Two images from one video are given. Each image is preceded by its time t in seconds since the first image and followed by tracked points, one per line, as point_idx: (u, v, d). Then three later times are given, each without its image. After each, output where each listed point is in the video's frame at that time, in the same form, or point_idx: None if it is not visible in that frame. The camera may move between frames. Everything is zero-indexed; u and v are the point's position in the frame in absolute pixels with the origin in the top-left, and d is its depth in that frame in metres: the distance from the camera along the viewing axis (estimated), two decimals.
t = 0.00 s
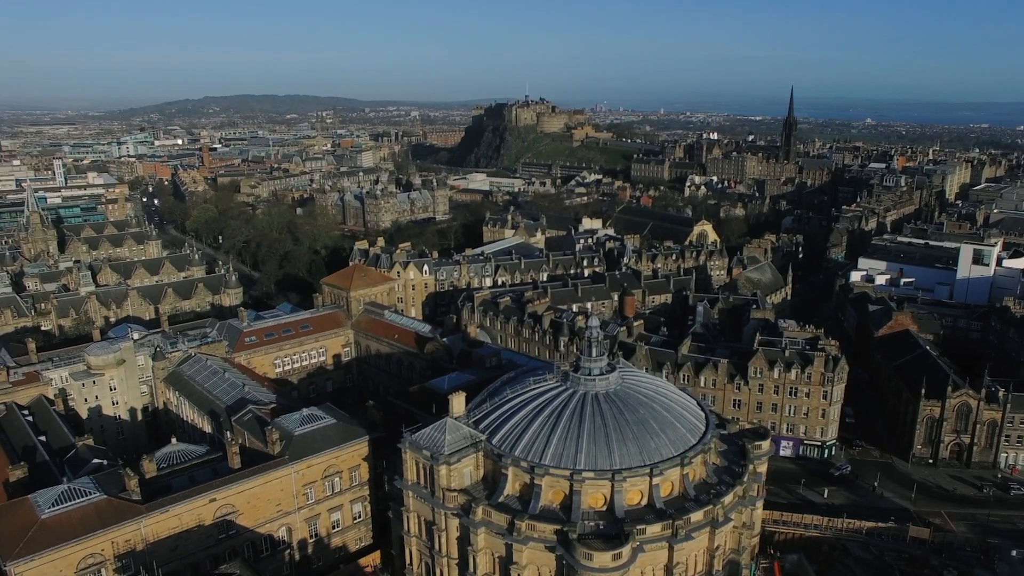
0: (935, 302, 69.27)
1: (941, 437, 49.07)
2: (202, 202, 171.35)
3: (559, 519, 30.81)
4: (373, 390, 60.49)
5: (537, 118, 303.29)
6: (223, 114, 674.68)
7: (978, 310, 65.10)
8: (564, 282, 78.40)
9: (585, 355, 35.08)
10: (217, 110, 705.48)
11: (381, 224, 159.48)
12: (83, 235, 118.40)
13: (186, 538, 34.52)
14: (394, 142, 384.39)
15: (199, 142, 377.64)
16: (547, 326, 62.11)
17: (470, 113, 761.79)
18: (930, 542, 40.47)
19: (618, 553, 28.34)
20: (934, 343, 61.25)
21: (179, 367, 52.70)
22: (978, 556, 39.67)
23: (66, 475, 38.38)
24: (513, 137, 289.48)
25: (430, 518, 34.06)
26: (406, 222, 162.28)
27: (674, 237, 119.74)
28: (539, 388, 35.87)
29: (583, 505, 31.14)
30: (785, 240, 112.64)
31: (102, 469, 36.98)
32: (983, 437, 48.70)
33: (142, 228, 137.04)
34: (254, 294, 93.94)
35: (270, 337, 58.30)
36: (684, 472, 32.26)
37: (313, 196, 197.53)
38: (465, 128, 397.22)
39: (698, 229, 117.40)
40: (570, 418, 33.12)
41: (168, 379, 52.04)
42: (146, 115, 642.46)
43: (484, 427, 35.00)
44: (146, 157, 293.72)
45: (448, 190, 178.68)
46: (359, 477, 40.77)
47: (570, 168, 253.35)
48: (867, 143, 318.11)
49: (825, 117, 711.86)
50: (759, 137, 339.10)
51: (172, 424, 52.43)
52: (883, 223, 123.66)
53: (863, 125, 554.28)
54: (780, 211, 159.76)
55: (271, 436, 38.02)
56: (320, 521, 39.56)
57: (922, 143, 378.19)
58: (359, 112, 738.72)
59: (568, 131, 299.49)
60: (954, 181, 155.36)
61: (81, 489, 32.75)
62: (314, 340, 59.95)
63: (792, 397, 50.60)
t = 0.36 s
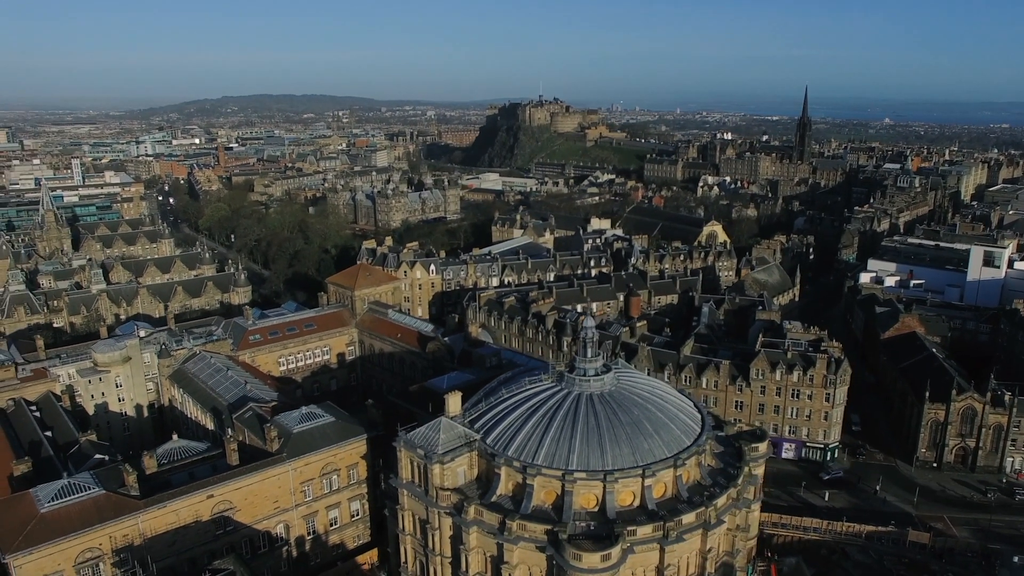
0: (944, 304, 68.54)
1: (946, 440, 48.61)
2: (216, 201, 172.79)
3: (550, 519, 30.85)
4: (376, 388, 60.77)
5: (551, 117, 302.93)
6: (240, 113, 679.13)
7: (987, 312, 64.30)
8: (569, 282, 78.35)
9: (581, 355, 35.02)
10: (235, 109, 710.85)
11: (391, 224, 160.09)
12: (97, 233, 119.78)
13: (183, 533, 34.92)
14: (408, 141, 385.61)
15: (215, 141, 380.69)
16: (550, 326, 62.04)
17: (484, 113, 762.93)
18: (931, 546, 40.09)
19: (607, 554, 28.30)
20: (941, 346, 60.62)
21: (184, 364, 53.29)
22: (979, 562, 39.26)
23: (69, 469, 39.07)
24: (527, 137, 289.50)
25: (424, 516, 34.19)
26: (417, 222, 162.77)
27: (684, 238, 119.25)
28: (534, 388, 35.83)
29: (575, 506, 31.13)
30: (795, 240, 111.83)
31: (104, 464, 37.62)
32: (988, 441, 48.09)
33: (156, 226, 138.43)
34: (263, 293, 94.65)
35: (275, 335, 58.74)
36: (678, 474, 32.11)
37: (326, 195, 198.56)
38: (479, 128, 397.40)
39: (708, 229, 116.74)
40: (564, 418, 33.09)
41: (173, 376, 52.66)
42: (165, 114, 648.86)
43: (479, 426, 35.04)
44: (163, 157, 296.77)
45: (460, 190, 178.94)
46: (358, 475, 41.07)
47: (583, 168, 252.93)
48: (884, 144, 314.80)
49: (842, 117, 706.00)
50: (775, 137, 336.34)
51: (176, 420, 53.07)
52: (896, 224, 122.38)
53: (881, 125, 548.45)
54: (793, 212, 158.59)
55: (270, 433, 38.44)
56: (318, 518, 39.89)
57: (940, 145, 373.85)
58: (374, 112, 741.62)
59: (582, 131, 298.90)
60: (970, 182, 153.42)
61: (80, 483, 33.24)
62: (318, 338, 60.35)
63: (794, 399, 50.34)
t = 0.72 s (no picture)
0: (949, 306, 67.91)
1: (946, 444, 48.20)
2: (227, 200, 173.89)
3: (538, 520, 30.89)
4: (377, 387, 61.04)
5: (562, 117, 302.43)
6: (254, 112, 683.10)
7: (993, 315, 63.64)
8: (572, 282, 78.31)
9: (573, 356, 35.00)
10: (249, 109, 714.48)
11: (400, 224, 160.56)
12: (108, 232, 120.88)
13: (177, 530, 35.24)
14: (420, 141, 386.38)
15: (229, 141, 383.17)
16: (550, 326, 62.06)
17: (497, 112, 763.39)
18: (927, 551, 39.77)
19: (593, 554, 28.29)
20: (945, 348, 60.10)
21: (186, 363, 53.78)
22: (976, 567, 38.92)
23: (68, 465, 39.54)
24: (538, 137, 289.54)
25: (415, 515, 34.31)
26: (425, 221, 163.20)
27: (691, 238, 118.79)
28: (526, 388, 35.88)
29: (563, 506, 31.14)
30: (803, 241, 111.15)
31: (102, 460, 38.06)
32: (989, 445, 47.64)
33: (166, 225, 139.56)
34: (270, 292, 95.22)
35: (276, 334, 59.10)
36: (667, 475, 32.03)
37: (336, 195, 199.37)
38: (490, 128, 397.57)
39: (715, 230, 116.27)
40: (555, 419, 33.10)
41: (175, 374, 53.15)
42: (180, 113, 654.13)
43: (471, 426, 35.13)
44: (177, 156, 299.18)
45: (469, 189, 179.14)
46: (352, 474, 41.29)
47: (593, 168, 252.41)
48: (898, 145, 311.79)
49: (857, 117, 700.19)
50: (787, 137, 334.12)
51: (177, 417, 53.58)
52: (906, 225, 121.28)
53: (896, 125, 543.41)
54: (803, 213, 157.63)
55: (265, 432, 38.73)
56: (313, 516, 40.16)
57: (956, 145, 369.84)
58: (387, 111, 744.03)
59: (593, 131, 298.13)
60: (982, 182, 151.73)
61: (76, 479, 33.60)
62: (320, 338, 60.70)
63: (793, 401, 50.07)
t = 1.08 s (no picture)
0: (951, 307, 67.38)
1: (943, 446, 47.88)
2: (233, 200, 174.64)
3: (524, 519, 30.91)
4: (374, 387, 61.25)
5: (570, 117, 301.89)
6: (264, 112, 685.97)
7: (995, 316, 63.13)
8: (572, 282, 78.28)
9: (562, 356, 34.94)
10: (260, 109, 715.75)
11: (404, 223, 160.87)
12: (114, 231, 121.59)
13: (168, 527, 35.47)
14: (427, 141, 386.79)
15: (238, 140, 384.76)
16: (547, 326, 62.04)
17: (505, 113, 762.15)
18: (921, 554, 39.52)
19: (577, 555, 28.27)
20: (945, 350, 59.70)
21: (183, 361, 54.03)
22: (969, 570, 38.65)
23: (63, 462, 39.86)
24: (546, 137, 289.39)
25: (403, 514, 34.39)
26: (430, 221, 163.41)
27: (694, 238, 118.39)
28: (515, 388, 35.86)
29: (550, 506, 31.18)
30: (806, 242, 110.69)
31: (95, 458, 38.31)
32: (987, 448, 47.28)
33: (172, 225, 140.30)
34: (272, 290, 95.56)
35: (274, 333, 59.36)
36: (654, 476, 31.95)
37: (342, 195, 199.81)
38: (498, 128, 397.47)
39: (719, 230, 115.81)
40: (542, 419, 33.08)
41: (172, 372, 53.42)
42: (191, 113, 657.47)
43: (459, 425, 35.18)
44: (187, 156, 300.71)
45: (474, 189, 179.12)
46: (344, 472, 41.43)
47: (600, 168, 251.92)
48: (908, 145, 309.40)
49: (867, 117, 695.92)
50: (796, 137, 332.39)
51: (175, 415, 53.91)
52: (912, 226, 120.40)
53: (907, 125, 539.65)
54: (809, 213, 156.87)
55: (257, 430, 38.93)
56: (304, 514, 40.32)
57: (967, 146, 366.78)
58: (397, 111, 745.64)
59: (601, 131, 297.44)
60: (991, 183, 150.42)
61: (68, 476, 33.83)
62: (318, 337, 60.94)
63: (789, 403, 49.89)
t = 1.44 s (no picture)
0: (952, 308, 66.92)
1: (939, 448, 47.59)
2: (238, 199, 175.20)
3: (509, 519, 30.90)
4: (371, 385, 61.36)
5: (576, 117, 301.27)
6: (273, 112, 688.78)
7: (995, 318, 62.65)
8: (571, 283, 78.22)
9: (552, 356, 34.91)
10: (269, 109, 718.20)
11: (407, 223, 161.00)
12: (118, 231, 122.15)
13: (159, 524, 35.66)
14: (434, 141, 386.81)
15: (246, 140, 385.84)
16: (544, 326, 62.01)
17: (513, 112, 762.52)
18: (914, 556, 39.30)
19: (561, 555, 28.24)
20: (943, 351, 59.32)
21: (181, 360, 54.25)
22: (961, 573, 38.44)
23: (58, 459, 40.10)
24: (552, 137, 289.13)
25: (392, 513, 34.45)
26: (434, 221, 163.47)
27: (697, 239, 118.08)
28: (505, 388, 35.85)
29: (536, 506, 31.16)
30: (809, 242, 110.23)
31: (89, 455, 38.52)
32: (984, 450, 46.95)
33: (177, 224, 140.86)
34: (273, 289, 95.82)
35: (271, 332, 59.54)
36: (641, 477, 31.88)
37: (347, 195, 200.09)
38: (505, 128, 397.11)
39: (721, 230, 115.43)
40: (530, 419, 33.06)
41: (170, 371, 53.65)
42: (200, 113, 660.34)
43: (449, 425, 35.21)
44: (194, 155, 301.88)
45: (477, 189, 178.97)
46: (336, 471, 41.55)
47: (606, 168, 251.39)
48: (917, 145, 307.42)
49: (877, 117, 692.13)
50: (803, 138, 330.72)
51: (172, 414, 54.17)
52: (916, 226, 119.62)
53: (916, 125, 536.40)
54: (814, 213, 156.10)
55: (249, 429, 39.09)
56: (296, 513, 40.43)
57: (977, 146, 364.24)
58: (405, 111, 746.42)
59: (607, 131, 296.76)
60: (998, 183, 149.21)
61: (60, 473, 33.99)
62: (315, 336, 61.11)
63: (784, 404, 49.74)
